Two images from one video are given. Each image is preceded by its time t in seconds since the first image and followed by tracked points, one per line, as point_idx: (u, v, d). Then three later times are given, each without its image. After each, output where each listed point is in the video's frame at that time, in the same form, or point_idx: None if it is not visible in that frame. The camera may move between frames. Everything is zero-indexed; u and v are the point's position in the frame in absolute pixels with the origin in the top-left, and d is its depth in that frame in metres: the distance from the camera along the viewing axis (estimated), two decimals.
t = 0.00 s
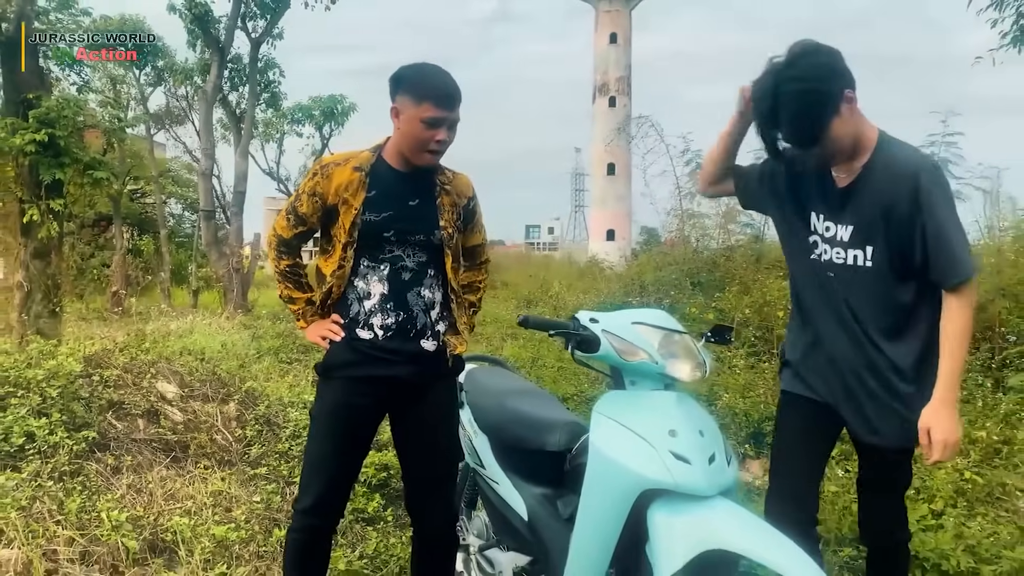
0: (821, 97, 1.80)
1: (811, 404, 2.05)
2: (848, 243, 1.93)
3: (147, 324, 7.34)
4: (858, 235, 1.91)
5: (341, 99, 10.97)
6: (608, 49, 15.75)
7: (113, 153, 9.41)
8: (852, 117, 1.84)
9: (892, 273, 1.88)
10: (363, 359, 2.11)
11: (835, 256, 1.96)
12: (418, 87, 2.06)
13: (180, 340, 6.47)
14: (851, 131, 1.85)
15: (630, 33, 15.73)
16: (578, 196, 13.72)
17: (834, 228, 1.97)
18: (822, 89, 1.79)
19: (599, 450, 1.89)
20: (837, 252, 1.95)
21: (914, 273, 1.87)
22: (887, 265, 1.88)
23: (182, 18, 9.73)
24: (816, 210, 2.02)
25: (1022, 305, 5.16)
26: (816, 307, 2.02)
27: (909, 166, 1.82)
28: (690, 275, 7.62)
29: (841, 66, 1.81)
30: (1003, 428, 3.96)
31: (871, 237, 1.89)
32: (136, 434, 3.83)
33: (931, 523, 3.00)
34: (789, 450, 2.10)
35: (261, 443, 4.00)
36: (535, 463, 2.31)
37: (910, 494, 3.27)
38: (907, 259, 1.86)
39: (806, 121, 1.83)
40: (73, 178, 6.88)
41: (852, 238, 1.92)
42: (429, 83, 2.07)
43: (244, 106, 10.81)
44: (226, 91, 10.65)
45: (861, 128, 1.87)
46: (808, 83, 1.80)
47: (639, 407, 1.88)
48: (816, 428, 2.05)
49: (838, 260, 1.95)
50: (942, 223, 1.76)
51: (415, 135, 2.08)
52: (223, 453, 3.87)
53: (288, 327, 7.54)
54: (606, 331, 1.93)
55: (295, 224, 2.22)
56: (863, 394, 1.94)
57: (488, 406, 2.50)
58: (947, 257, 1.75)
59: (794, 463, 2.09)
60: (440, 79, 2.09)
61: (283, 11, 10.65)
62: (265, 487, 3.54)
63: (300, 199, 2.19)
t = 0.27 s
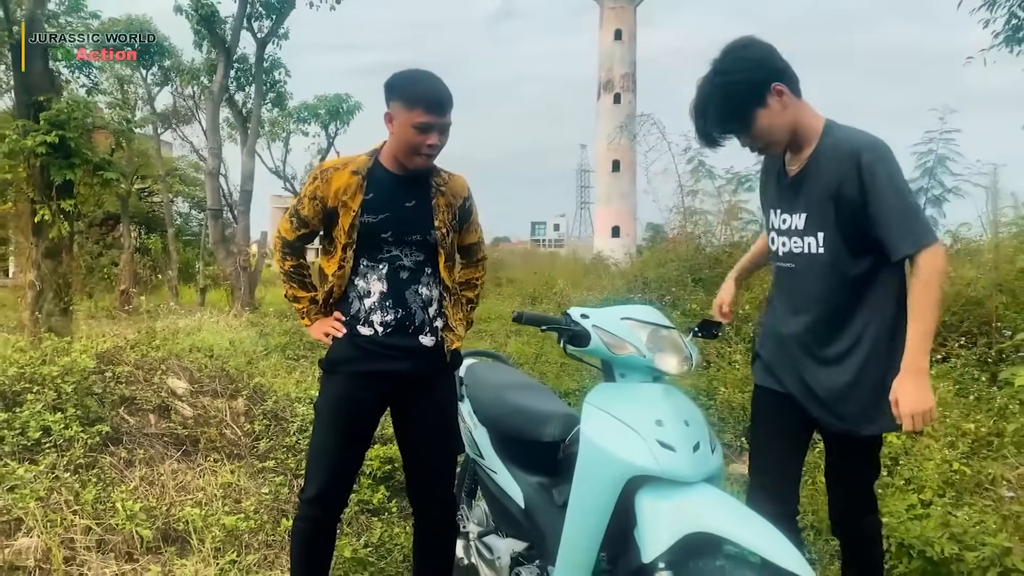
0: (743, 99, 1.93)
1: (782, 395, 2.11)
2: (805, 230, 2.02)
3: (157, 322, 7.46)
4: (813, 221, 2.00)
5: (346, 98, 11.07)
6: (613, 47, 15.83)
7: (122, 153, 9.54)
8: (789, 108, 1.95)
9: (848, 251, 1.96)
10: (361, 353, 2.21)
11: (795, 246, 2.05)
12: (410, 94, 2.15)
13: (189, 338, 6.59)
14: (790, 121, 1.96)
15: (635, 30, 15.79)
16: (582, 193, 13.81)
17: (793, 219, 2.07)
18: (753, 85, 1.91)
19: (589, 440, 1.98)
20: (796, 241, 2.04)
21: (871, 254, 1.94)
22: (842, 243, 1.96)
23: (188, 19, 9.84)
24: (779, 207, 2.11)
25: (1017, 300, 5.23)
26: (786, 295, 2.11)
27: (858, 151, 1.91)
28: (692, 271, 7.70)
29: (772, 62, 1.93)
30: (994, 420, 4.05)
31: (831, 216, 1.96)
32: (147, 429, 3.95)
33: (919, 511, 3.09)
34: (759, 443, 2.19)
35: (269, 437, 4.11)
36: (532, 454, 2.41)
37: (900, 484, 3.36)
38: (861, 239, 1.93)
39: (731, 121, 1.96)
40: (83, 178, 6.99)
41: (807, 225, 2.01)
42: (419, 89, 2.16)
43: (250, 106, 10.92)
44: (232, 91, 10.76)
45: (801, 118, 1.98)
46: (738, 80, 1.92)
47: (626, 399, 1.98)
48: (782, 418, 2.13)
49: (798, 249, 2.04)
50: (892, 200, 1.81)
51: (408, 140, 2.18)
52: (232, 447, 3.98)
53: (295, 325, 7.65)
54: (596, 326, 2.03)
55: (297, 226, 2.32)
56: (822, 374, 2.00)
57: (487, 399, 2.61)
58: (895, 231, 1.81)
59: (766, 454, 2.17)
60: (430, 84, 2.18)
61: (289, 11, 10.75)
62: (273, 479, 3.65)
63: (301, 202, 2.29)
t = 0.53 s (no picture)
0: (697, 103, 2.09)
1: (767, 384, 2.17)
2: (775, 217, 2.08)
3: (161, 318, 7.54)
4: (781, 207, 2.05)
5: (348, 94, 11.12)
6: (614, 41, 15.86)
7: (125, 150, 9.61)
8: (748, 111, 2.04)
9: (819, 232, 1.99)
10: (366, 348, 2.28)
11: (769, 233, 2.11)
12: (410, 95, 2.21)
13: (194, 334, 6.67)
14: (751, 123, 2.05)
15: (636, 23, 15.80)
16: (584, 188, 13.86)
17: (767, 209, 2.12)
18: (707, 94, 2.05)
19: (586, 429, 2.05)
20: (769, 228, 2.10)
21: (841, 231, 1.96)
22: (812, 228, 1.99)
23: (190, 17, 9.90)
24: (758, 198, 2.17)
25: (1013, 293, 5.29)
26: (768, 284, 2.15)
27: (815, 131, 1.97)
28: (691, 266, 7.75)
29: (729, 69, 2.05)
30: (987, 412, 4.11)
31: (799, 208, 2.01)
32: (155, 422, 4.02)
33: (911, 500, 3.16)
34: (760, 416, 2.25)
35: (274, 430, 4.18)
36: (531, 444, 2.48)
37: (893, 474, 3.43)
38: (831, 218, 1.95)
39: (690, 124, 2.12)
40: (88, 176, 7.06)
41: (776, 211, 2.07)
42: (418, 90, 2.23)
43: (252, 102, 10.97)
44: (234, 88, 10.81)
45: (764, 117, 2.05)
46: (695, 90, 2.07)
47: (621, 390, 2.05)
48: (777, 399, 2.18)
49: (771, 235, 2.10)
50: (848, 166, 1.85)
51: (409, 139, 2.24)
52: (238, 440, 4.06)
53: (298, 320, 7.72)
54: (592, 321, 2.10)
55: (300, 225, 2.38)
56: (799, 358, 2.01)
57: (487, 391, 2.68)
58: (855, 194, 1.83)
59: (767, 428, 2.23)
60: (429, 85, 2.24)
61: (290, 8, 10.80)
62: (278, 471, 3.72)
63: (305, 201, 2.35)
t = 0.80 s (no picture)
0: (685, 103, 2.17)
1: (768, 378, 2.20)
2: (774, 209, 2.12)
3: (158, 314, 7.57)
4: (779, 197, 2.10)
5: (342, 90, 11.14)
6: (609, 36, 15.89)
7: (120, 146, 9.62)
8: (739, 108, 2.11)
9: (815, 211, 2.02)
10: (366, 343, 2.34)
11: (769, 225, 2.15)
12: (409, 92, 2.27)
13: (192, 328, 6.71)
14: (743, 120, 2.12)
15: (630, 18, 15.83)
16: (579, 183, 13.92)
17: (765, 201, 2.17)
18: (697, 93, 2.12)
19: (582, 419, 2.11)
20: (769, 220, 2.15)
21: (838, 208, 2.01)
22: (810, 204, 2.03)
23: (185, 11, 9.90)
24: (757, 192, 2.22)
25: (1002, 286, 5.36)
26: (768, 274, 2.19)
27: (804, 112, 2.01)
28: (685, 260, 7.81)
29: (720, 68, 2.11)
30: (975, 403, 4.19)
31: (794, 186, 2.04)
32: (156, 416, 4.07)
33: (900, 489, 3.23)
34: (762, 411, 2.27)
35: (273, 424, 4.23)
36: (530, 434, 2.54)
37: (883, 465, 3.49)
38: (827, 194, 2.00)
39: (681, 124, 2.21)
40: (85, 172, 7.09)
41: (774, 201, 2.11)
42: (417, 86, 2.28)
43: (247, 98, 10.99)
44: (229, 83, 10.82)
45: (757, 114, 2.11)
46: (687, 89, 2.15)
47: (617, 380, 2.11)
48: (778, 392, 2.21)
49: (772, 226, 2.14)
50: (844, 138, 1.89)
51: (407, 135, 2.29)
52: (238, 433, 4.10)
53: (294, 315, 7.76)
54: (589, 314, 2.16)
55: (301, 221, 2.44)
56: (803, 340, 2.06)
57: (485, 383, 2.73)
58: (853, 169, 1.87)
59: (768, 423, 2.26)
60: (428, 82, 2.29)
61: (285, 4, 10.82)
62: (279, 464, 3.78)
63: (305, 198, 2.40)
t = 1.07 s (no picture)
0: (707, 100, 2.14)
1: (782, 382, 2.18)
2: (795, 212, 2.10)
3: (146, 309, 7.58)
4: (801, 202, 2.07)
5: (329, 85, 11.13)
6: (595, 32, 15.93)
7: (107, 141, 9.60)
8: (759, 104, 2.08)
9: (836, 217, 2.00)
10: (353, 337, 2.39)
11: (790, 228, 2.13)
12: (400, 86, 2.31)
13: (181, 323, 6.73)
14: (763, 117, 2.08)
15: (616, 13, 15.87)
16: (565, 179, 13.98)
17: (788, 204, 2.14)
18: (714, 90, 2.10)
19: (573, 407, 2.19)
20: (790, 223, 2.12)
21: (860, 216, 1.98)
22: (831, 210, 2.00)
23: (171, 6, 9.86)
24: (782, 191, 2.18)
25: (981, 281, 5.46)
26: (787, 277, 2.18)
27: (835, 113, 1.95)
28: (671, 255, 7.89)
29: (738, 64, 2.08)
30: (953, 394, 4.28)
31: (816, 190, 2.02)
32: (149, 409, 4.11)
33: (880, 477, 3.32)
34: (766, 419, 2.26)
35: (265, 416, 4.28)
36: (521, 424, 2.60)
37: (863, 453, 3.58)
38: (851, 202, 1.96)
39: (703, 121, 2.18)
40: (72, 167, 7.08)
41: (796, 206, 2.09)
42: (408, 81, 2.32)
43: (233, 93, 10.96)
44: (215, 78, 10.80)
45: (778, 110, 2.07)
46: (703, 85, 2.12)
47: (607, 369, 2.18)
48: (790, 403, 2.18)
49: (793, 230, 2.12)
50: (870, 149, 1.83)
51: (399, 128, 2.34)
52: (231, 426, 4.15)
53: (282, 310, 7.79)
54: (579, 305, 2.23)
55: (287, 212, 2.49)
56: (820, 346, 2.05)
57: (478, 374, 2.80)
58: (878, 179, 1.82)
59: (772, 431, 2.25)
60: (420, 78, 2.33)
61: None
62: (272, 455, 3.83)
63: (292, 190, 2.46)
